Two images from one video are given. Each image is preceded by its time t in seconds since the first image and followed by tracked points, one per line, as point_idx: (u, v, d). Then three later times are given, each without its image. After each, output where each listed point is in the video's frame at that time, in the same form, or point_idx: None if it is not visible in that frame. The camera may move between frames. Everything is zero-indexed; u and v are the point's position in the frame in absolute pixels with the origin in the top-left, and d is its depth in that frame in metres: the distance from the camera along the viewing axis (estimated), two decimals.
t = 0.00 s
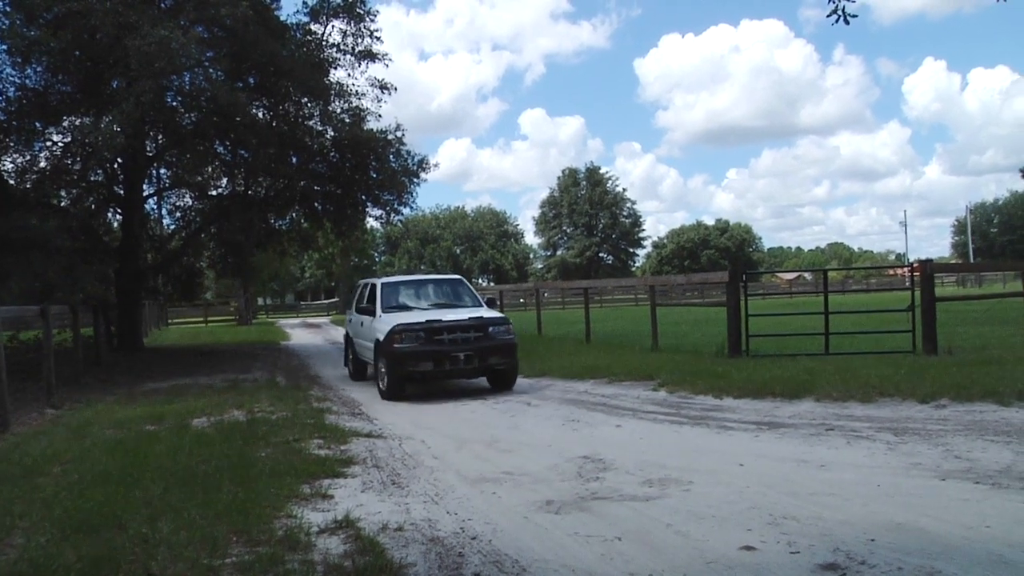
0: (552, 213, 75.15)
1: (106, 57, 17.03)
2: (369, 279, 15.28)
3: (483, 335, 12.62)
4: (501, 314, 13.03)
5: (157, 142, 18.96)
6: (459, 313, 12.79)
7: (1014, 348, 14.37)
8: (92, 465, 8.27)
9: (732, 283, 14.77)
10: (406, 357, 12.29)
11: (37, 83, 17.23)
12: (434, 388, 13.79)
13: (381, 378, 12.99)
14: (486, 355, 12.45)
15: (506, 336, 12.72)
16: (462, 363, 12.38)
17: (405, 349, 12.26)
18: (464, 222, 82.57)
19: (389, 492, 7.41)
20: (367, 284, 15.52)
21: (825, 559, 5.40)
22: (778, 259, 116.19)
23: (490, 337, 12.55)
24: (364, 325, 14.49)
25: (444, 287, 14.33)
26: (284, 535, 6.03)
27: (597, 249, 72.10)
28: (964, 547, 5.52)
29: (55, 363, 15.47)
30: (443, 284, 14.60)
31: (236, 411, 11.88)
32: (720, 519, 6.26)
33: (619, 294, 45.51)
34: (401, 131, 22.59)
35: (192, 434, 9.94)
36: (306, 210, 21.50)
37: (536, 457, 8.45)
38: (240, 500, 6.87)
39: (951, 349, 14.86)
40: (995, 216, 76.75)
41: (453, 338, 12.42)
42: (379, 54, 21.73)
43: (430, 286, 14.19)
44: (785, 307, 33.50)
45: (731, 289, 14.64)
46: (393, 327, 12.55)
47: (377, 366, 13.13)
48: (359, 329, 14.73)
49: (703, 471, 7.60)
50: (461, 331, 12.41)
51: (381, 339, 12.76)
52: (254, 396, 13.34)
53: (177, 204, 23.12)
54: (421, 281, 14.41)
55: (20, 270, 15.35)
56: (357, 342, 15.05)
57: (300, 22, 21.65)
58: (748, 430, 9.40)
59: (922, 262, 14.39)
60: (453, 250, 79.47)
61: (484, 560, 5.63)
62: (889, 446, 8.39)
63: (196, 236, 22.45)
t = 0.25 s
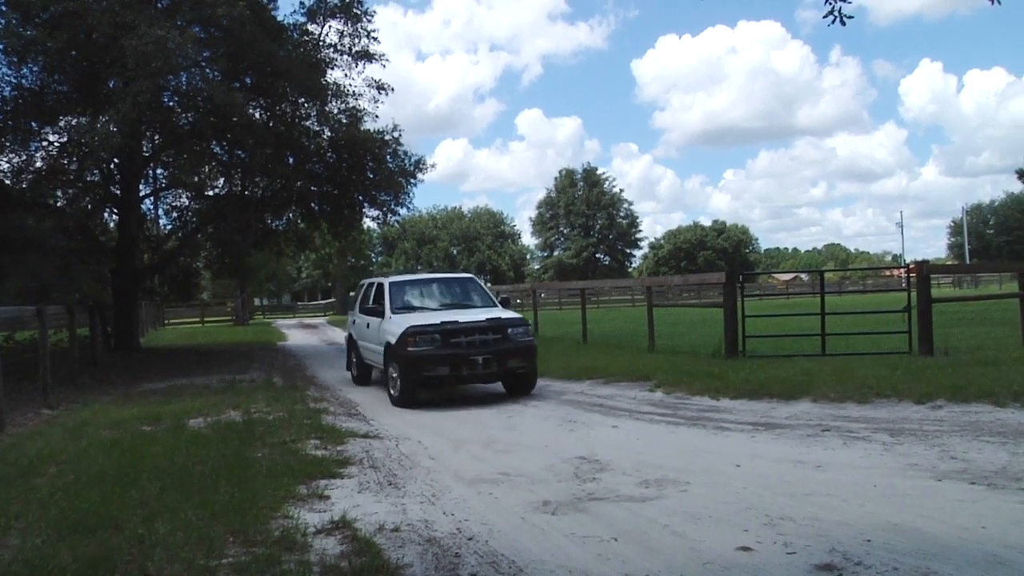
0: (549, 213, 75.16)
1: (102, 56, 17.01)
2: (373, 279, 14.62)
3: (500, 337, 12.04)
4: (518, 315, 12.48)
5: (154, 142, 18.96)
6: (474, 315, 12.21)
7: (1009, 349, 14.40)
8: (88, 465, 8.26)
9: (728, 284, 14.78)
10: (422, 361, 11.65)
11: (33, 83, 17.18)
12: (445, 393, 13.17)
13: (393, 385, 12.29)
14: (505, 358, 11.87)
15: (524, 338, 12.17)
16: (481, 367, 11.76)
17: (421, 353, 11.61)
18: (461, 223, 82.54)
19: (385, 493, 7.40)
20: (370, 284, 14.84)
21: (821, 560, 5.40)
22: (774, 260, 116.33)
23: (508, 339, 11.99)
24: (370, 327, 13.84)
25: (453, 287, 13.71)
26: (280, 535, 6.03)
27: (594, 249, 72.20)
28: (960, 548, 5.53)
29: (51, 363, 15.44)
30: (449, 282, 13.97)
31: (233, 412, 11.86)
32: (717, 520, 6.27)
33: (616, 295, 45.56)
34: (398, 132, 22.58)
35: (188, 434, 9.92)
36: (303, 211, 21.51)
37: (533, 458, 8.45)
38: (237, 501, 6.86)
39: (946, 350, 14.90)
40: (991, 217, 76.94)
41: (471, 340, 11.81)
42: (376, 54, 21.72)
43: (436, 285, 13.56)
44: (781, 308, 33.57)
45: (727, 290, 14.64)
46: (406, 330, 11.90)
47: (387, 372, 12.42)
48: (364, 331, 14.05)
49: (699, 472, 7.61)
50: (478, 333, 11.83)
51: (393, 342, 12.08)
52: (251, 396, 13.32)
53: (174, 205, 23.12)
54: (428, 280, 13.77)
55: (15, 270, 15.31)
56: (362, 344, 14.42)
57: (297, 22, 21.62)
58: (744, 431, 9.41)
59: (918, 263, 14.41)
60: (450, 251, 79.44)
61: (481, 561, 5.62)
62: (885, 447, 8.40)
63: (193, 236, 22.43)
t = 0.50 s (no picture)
0: (543, 213, 75.11)
1: (95, 56, 16.97)
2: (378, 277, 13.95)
3: (521, 338, 11.38)
4: (538, 315, 11.82)
5: (147, 142, 18.91)
6: (492, 315, 11.54)
7: (1003, 347, 14.45)
8: (82, 467, 8.23)
9: (723, 283, 14.78)
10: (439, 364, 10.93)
11: (26, 83, 17.13)
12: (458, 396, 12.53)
13: (406, 390, 11.57)
14: (527, 360, 11.20)
15: (546, 339, 11.52)
16: (503, 370, 11.08)
17: (438, 357, 10.90)
18: (455, 223, 82.50)
19: (380, 494, 7.40)
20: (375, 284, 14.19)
21: (816, 559, 5.42)
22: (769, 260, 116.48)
23: (530, 340, 11.34)
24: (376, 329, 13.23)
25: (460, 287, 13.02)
26: (275, 536, 6.03)
27: (588, 249, 72.23)
28: (953, 546, 5.55)
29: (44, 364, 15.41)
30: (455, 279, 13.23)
31: (227, 413, 11.84)
32: (712, 519, 6.27)
33: (611, 295, 45.58)
34: (392, 132, 22.55)
35: (183, 435, 9.90)
36: (297, 211, 21.47)
37: (528, 458, 8.44)
38: (231, 502, 6.85)
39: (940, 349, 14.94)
40: (985, 217, 77.17)
41: (491, 342, 11.12)
42: (370, 55, 21.69)
43: (440, 284, 12.88)
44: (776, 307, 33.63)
45: (722, 289, 14.65)
46: (421, 332, 11.18)
47: (399, 377, 11.71)
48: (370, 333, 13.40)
49: (694, 472, 7.61)
50: (499, 335, 11.15)
51: (406, 345, 11.36)
52: (245, 397, 13.30)
53: (167, 205, 23.05)
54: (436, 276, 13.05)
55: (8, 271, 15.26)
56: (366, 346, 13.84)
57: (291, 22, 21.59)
58: (739, 431, 9.42)
59: (912, 262, 14.43)
60: (444, 251, 79.39)
61: (476, 561, 5.62)
62: (880, 446, 8.42)
63: (187, 236, 22.38)
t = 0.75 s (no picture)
0: (533, 214, 75.01)
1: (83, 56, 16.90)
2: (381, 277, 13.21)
3: (542, 339, 10.77)
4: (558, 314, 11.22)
5: (136, 142, 18.81)
6: (510, 315, 10.91)
7: (989, 348, 14.53)
8: (70, 469, 8.19)
9: (712, 284, 14.82)
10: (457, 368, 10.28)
11: (12, 82, 16.91)
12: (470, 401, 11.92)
13: (418, 396, 10.92)
14: (549, 363, 10.60)
15: (567, 339, 10.92)
16: (524, 373, 10.47)
17: (456, 360, 10.24)
18: (445, 224, 82.44)
19: (369, 495, 7.38)
20: (377, 283, 13.45)
21: (804, 559, 5.43)
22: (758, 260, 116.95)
23: (551, 341, 10.73)
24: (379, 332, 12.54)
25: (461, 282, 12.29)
26: (263, 537, 6.01)
27: (578, 250, 72.30)
28: (941, 546, 5.58)
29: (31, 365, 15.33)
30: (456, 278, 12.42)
31: (216, 414, 11.80)
32: (700, 519, 6.28)
33: (600, 295, 45.64)
34: (382, 133, 22.51)
35: (171, 436, 9.87)
36: (286, 211, 21.41)
37: (517, 459, 8.44)
38: (220, 503, 6.83)
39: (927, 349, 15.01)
40: (972, 218, 77.59)
41: (511, 344, 10.50)
42: (360, 55, 21.64)
43: (439, 284, 12.07)
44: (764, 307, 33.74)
45: (711, 290, 14.68)
46: (435, 334, 10.51)
47: (410, 382, 11.05)
48: (373, 335, 12.67)
49: (684, 472, 7.61)
50: (519, 336, 10.54)
51: (419, 348, 10.69)
52: (234, 398, 13.26)
53: (156, 205, 22.95)
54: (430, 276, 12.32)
55: None
56: (367, 350, 13.14)
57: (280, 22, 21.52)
58: (728, 431, 9.45)
59: (900, 263, 14.50)
60: (434, 251, 79.33)
61: (465, 562, 5.61)
62: (868, 446, 8.46)
63: (176, 236, 22.30)
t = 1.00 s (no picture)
0: (515, 215, 75.03)
1: (63, 53, 16.75)
2: (380, 275, 12.39)
3: (562, 343, 10.10)
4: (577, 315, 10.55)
5: (116, 141, 18.66)
6: (527, 316, 10.24)
7: (967, 349, 14.68)
8: (48, 470, 8.12)
9: (693, 285, 14.88)
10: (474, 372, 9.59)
11: None
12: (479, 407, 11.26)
13: (430, 402, 10.22)
14: (570, 368, 9.94)
15: (587, 343, 10.27)
16: (544, 379, 9.81)
17: (473, 364, 9.55)
18: (427, 224, 82.29)
19: (350, 496, 7.36)
20: (374, 282, 12.65)
21: (784, 559, 5.47)
22: (739, 262, 117.52)
23: (572, 344, 10.07)
24: (379, 334, 11.76)
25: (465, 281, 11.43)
26: (243, 540, 5.96)
27: (560, 251, 72.38)
28: (918, 546, 5.62)
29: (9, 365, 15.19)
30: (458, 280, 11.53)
31: (196, 415, 11.74)
32: (681, 520, 6.30)
33: (581, 296, 45.69)
34: (364, 133, 22.45)
35: (150, 437, 9.80)
36: (268, 211, 21.30)
37: (498, 460, 8.44)
38: (200, 504, 6.79)
39: (905, 350, 15.15)
40: (951, 221, 78.30)
41: (530, 347, 9.83)
42: (342, 55, 21.58)
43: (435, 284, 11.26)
44: (744, 309, 33.93)
45: (692, 291, 14.75)
46: (450, 336, 9.80)
47: (419, 387, 10.35)
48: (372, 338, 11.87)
49: (664, 473, 7.63)
50: (539, 339, 9.86)
51: (432, 351, 9.97)
52: (215, 399, 13.19)
53: (136, 204, 22.78)
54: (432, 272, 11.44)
55: None
56: (363, 353, 12.35)
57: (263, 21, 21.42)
58: (709, 432, 9.49)
59: (879, 265, 14.62)
60: (416, 252, 79.18)
61: (446, 564, 5.60)
62: (847, 447, 8.52)
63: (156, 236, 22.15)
